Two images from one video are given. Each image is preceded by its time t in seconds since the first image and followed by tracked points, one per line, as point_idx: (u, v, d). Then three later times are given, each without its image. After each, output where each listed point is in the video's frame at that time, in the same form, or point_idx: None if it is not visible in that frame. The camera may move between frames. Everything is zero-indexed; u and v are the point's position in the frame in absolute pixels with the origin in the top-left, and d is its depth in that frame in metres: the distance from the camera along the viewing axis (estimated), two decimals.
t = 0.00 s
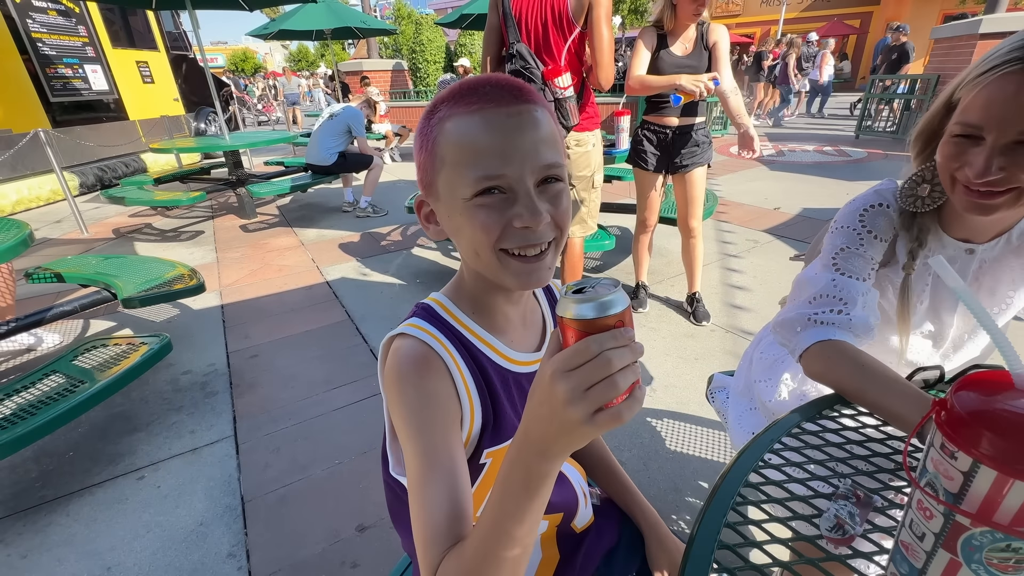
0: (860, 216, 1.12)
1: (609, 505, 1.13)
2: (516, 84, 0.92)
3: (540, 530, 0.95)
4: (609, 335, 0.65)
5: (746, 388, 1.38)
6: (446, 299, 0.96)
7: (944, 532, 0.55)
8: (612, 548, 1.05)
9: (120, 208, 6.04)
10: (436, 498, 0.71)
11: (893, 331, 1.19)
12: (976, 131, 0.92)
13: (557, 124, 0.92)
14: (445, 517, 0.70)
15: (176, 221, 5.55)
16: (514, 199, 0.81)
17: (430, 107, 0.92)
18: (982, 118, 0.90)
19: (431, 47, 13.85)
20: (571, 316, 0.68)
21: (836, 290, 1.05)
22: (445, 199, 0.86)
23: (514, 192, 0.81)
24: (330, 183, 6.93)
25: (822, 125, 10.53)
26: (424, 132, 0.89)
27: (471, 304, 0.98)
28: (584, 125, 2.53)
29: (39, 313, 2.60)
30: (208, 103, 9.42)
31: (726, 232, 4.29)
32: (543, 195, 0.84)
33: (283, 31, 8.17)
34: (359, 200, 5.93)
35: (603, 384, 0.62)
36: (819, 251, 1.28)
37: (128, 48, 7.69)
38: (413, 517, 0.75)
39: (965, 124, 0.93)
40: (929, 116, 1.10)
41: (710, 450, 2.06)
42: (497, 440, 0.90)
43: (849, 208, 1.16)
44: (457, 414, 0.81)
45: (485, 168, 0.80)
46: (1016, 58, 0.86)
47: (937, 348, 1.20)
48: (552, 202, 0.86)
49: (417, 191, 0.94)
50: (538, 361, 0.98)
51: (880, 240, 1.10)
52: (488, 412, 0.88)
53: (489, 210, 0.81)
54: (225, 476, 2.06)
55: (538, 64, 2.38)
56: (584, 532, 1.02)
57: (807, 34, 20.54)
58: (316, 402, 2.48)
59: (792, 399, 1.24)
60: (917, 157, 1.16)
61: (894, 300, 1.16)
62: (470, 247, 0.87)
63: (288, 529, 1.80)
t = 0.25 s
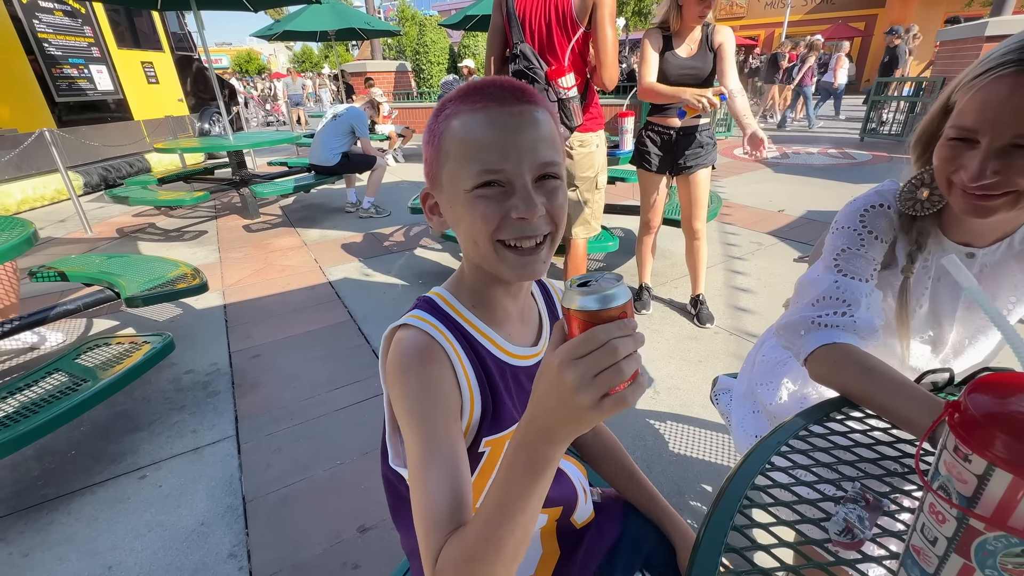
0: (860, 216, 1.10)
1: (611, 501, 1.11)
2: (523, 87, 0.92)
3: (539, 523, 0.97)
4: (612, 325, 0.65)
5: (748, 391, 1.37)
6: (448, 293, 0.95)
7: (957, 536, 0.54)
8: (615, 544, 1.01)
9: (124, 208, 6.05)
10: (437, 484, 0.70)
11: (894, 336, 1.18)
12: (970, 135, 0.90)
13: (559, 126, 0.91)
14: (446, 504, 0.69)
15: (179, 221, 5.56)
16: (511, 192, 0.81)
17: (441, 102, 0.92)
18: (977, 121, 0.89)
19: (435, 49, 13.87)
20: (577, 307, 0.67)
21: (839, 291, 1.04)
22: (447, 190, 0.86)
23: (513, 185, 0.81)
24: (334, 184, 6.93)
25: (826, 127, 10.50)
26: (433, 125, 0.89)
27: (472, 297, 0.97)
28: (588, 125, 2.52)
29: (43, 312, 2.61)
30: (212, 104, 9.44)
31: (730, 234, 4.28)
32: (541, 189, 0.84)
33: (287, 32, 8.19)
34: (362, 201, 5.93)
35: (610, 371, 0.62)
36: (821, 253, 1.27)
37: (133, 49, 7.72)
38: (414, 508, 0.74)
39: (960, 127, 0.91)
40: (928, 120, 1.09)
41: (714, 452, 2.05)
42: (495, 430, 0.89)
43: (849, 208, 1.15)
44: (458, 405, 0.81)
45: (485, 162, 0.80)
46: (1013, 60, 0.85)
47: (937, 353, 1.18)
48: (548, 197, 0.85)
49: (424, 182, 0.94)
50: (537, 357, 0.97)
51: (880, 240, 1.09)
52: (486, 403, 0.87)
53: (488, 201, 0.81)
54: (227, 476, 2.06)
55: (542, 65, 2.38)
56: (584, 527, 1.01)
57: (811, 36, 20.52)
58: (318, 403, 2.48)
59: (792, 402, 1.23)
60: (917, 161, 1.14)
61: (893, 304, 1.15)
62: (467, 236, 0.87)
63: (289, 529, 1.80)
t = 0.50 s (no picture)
0: (862, 219, 1.11)
1: (614, 500, 1.11)
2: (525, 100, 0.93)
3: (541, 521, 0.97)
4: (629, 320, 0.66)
5: (751, 393, 1.37)
6: (467, 291, 0.95)
7: (964, 541, 0.53)
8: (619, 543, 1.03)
9: (128, 208, 6.07)
10: (435, 467, 0.70)
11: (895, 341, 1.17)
12: (966, 140, 0.90)
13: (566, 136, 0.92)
14: (442, 486, 0.69)
15: (183, 220, 5.57)
16: (536, 207, 0.81)
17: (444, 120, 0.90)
18: (971, 126, 0.89)
19: (439, 50, 13.88)
20: (590, 304, 0.69)
21: (843, 294, 1.04)
22: (470, 211, 0.84)
23: (536, 200, 0.80)
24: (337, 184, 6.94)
25: (830, 129, 10.49)
26: (443, 147, 0.87)
27: (489, 300, 0.95)
28: (592, 127, 2.52)
29: (47, 310, 2.61)
30: (216, 104, 9.47)
31: (733, 236, 4.27)
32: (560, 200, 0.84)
33: (291, 32, 8.20)
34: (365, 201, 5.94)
35: (628, 365, 0.64)
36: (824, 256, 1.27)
37: (137, 49, 7.74)
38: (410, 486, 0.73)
39: (956, 132, 0.91)
40: (929, 124, 1.09)
41: (716, 455, 2.05)
42: (506, 426, 0.88)
43: (851, 211, 1.15)
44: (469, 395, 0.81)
45: (509, 182, 0.79)
46: (1008, 66, 0.85)
47: (937, 359, 1.19)
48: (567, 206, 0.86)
49: (437, 200, 0.92)
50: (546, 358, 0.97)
51: (882, 243, 1.09)
52: (496, 399, 0.87)
53: (514, 218, 0.81)
54: (229, 476, 2.06)
55: (546, 66, 2.38)
56: (588, 525, 1.01)
57: (815, 39, 20.50)
58: (320, 403, 2.48)
59: (795, 404, 1.24)
60: (918, 165, 1.14)
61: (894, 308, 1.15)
62: (491, 252, 0.86)
63: (291, 529, 1.80)
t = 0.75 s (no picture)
0: (861, 221, 1.11)
1: (614, 500, 1.11)
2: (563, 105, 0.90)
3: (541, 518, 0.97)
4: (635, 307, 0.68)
5: (751, 393, 1.37)
6: (469, 292, 0.95)
7: (961, 541, 0.54)
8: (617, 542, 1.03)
9: (131, 206, 6.09)
10: (443, 465, 0.70)
11: (893, 344, 1.18)
12: (964, 142, 0.91)
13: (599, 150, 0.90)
14: (452, 484, 0.69)
15: (185, 219, 5.59)
16: (560, 221, 0.79)
17: (481, 110, 0.88)
18: (970, 129, 0.89)
19: (441, 50, 13.92)
20: (590, 292, 0.77)
21: (841, 296, 1.05)
22: (491, 212, 0.82)
23: (561, 214, 0.79)
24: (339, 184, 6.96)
25: (832, 131, 10.49)
26: (473, 137, 0.84)
27: (494, 303, 0.95)
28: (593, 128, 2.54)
29: (50, 308, 2.62)
30: (219, 103, 9.50)
31: (734, 238, 4.27)
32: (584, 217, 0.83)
33: (294, 32, 8.22)
34: (366, 201, 5.95)
35: (628, 342, 0.66)
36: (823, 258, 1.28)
37: (141, 48, 7.77)
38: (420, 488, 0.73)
39: (954, 135, 0.92)
40: (927, 129, 1.09)
41: (716, 456, 2.05)
42: (508, 424, 0.89)
43: (849, 213, 1.15)
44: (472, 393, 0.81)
45: (537, 192, 0.78)
46: (1006, 69, 0.86)
47: (935, 360, 1.19)
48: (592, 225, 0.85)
49: (456, 197, 0.89)
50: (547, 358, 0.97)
51: (880, 245, 1.09)
52: (499, 397, 0.87)
53: (536, 229, 0.79)
54: (230, 474, 2.07)
55: (547, 68, 2.40)
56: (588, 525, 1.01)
57: (817, 41, 20.52)
58: (321, 402, 2.48)
59: (794, 406, 1.25)
60: (916, 168, 1.14)
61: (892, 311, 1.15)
62: (506, 257, 0.84)
63: (292, 527, 1.81)
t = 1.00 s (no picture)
0: (860, 222, 1.10)
1: (611, 502, 1.10)
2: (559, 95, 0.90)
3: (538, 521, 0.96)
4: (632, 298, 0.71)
5: (748, 395, 1.37)
6: (463, 295, 0.94)
7: (954, 543, 0.54)
8: (613, 546, 1.02)
9: (131, 204, 6.09)
10: (451, 479, 0.70)
11: (892, 345, 1.18)
12: (969, 143, 0.91)
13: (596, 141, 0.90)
14: (463, 497, 0.69)
15: (185, 217, 5.58)
16: (568, 217, 0.79)
17: (474, 104, 0.86)
18: (976, 129, 0.89)
19: (442, 50, 13.92)
20: (585, 288, 0.78)
21: (840, 297, 1.05)
22: (494, 210, 0.81)
23: (569, 210, 0.79)
24: (339, 183, 6.95)
25: (832, 134, 10.50)
26: (470, 133, 0.83)
27: (491, 306, 0.94)
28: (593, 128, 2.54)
29: (48, 305, 2.62)
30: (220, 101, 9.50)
31: (734, 239, 4.27)
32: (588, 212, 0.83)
33: (295, 31, 8.22)
34: (366, 200, 5.95)
35: (622, 333, 0.68)
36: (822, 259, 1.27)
37: (142, 46, 7.76)
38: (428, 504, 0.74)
39: (959, 135, 0.92)
40: (927, 131, 1.09)
41: (713, 457, 2.05)
42: (508, 431, 0.89)
43: (849, 214, 1.15)
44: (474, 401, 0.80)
45: (543, 186, 0.77)
46: (1012, 70, 0.86)
47: (933, 362, 1.19)
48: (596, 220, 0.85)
49: (449, 196, 0.88)
50: (544, 359, 0.96)
51: (879, 246, 1.09)
52: (500, 401, 0.87)
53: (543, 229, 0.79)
54: (227, 472, 2.06)
55: (547, 68, 2.40)
56: (583, 529, 1.01)
57: (818, 44, 20.54)
58: (319, 401, 2.48)
59: (791, 407, 1.24)
60: (916, 171, 1.14)
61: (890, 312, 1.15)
62: (510, 260, 0.83)
63: (288, 526, 1.80)
